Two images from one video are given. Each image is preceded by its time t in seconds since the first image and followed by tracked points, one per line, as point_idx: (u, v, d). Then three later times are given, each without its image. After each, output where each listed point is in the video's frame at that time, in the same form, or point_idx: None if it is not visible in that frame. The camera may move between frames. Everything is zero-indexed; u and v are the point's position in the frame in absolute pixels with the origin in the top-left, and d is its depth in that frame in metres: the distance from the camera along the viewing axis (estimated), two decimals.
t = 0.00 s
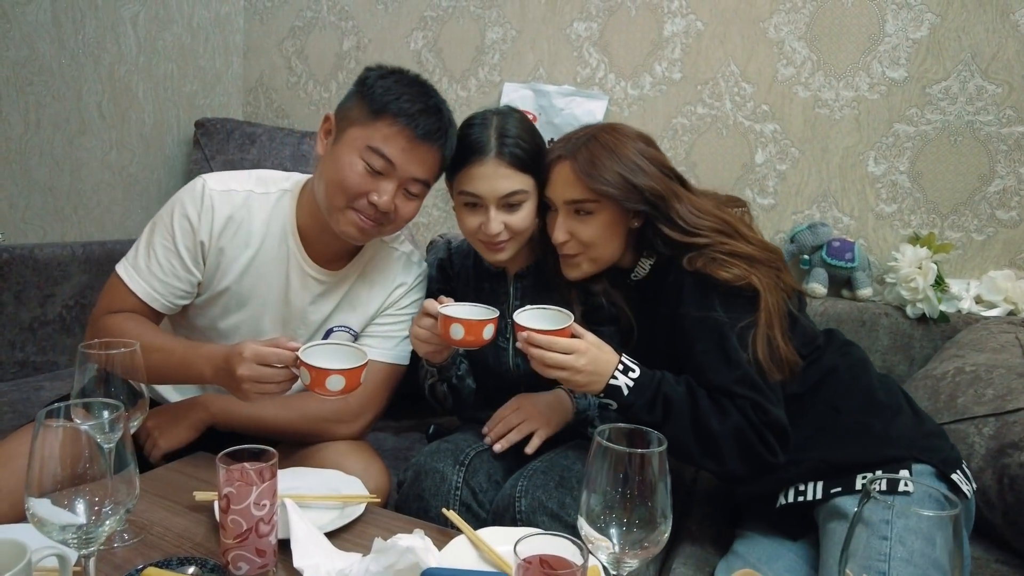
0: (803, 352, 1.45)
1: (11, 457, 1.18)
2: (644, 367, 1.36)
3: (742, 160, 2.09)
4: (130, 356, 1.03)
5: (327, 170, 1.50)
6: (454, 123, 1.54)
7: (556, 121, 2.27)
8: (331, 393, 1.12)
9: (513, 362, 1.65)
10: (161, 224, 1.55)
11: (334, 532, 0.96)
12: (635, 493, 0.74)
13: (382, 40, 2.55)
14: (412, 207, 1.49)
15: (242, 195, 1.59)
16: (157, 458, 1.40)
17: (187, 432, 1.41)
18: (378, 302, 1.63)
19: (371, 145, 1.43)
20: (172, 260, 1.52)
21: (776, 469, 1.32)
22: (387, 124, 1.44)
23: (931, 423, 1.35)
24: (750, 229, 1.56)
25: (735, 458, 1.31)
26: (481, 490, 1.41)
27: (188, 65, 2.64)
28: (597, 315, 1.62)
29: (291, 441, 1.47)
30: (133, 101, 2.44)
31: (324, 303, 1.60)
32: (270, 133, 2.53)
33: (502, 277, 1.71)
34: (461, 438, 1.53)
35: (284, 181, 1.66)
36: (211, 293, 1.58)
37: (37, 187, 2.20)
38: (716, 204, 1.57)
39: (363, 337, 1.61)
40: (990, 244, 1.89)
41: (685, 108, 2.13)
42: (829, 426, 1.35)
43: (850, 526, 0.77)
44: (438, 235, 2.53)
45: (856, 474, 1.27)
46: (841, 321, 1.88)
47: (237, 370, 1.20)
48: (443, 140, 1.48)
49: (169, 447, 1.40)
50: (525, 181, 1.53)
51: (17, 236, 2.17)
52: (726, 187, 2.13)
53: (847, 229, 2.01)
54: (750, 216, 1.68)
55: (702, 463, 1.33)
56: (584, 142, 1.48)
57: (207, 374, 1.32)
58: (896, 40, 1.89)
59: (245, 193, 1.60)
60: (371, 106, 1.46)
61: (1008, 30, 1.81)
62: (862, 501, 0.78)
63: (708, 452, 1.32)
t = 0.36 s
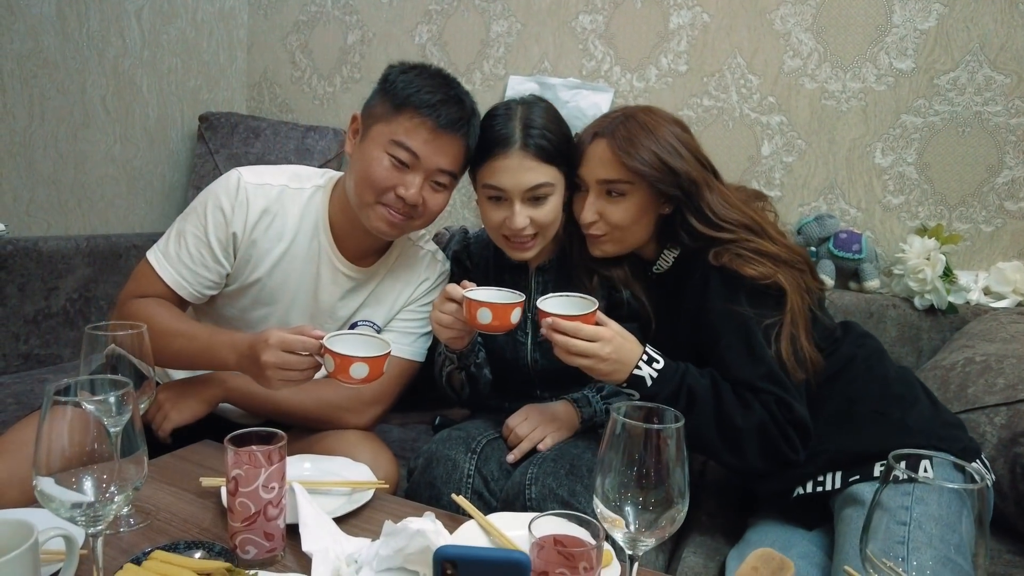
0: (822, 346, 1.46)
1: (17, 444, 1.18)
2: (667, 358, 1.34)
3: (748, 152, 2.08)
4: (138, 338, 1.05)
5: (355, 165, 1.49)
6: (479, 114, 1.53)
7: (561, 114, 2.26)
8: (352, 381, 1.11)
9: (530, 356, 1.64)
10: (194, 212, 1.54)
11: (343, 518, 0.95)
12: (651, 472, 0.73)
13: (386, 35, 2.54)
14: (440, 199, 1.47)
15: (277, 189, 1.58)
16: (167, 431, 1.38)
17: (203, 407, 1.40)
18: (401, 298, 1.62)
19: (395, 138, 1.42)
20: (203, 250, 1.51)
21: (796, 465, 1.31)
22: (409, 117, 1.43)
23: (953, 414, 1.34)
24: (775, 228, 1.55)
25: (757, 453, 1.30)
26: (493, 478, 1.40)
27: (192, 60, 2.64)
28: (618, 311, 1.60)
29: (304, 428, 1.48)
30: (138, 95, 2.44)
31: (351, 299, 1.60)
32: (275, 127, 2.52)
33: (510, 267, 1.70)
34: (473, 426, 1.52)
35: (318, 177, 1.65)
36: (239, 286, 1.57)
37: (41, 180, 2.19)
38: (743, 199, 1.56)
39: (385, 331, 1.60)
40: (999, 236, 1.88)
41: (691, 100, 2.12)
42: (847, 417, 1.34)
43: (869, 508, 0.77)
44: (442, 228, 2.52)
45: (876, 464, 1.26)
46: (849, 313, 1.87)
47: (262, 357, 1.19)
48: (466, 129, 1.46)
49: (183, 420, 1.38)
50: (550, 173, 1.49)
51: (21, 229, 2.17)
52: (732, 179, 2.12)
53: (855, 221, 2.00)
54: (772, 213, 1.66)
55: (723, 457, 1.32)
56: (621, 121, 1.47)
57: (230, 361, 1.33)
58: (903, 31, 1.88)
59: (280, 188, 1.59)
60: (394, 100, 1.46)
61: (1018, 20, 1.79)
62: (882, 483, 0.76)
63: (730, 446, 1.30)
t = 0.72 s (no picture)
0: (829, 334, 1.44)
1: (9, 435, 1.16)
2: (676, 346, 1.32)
3: (751, 143, 2.07)
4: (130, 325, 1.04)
5: (348, 154, 1.48)
6: (473, 99, 1.51)
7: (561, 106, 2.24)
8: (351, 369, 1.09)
9: (533, 348, 1.63)
10: (188, 205, 1.52)
11: (339, 508, 0.94)
12: (652, 458, 0.71)
13: (385, 27, 2.52)
14: (435, 186, 1.46)
15: (271, 180, 1.56)
16: (160, 424, 1.36)
17: (196, 399, 1.39)
18: (399, 288, 1.61)
19: (387, 125, 1.41)
20: (198, 243, 1.49)
21: (804, 456, 1.29)
22: (400, 103, 1.42)
23: (961, 406, 1.32)
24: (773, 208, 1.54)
25: (766, 443, 1.29)
26: (492, 468, 1.39)
27: (190, 53, 2.62)
28: (624, 300, 1.58)
29: (300, 420, 1.46)
30: (135, 88, 2.42)
31: (349, 291, 1.58)
32: (273, 119, 2.50)
33: (510, 258, 1.68)
34: (472, 417, 1.51)
35: (312, 167, 1.63)
36: (235, 278, 1.55)
37: (38, 173, 2.18)
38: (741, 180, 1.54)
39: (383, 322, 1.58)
40: (1004, 227, 1.86)
41: (693, 91, 2.10)
42: (856, 406, 1.33)
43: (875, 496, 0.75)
44: (441, 221, 2.50)
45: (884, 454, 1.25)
46: (852, 305, 1.85)
47: (258, 347, 1.17)
48: (459, 114, 1.45)
49: (176, 412, 1.36)
50: (551, 169, 1.47)
51: (18, 221, 2.15)
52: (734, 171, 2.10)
53: (858, 213, 1.98)
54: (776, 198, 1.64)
55: (731, 446, 1.30)
56: (621, 106, 1.44)
57: (226, 352, 1.31)
58: (908, 20, 1.86)
59: (274, 178, 1.57)
60: (384, 86, 1.44)
61: None
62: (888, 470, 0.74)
63: (740, 435, 1.29)
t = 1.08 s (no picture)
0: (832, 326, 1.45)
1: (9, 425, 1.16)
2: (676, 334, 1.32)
3: (753, 136, 2.06)
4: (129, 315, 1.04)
5: (341, 143, 1.48)
6: (466, 86, 1.51)
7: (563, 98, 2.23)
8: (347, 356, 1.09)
9: (532, 340, 1.63)
10: (182, 197, 1.52)
11: (338, 497, 0.94)
12: (650, 446, 0.71)
13: (386, 19, 2.52)
14: (429, 174, 1.45)
15: (265, 171, 1.56)
16: (161, 417, 1.36)
17: (194, 391, 1.38)
18: (397, 279, 1.61)
19: (378, 113, 1.41)
20: (192, 235, 1.49)
21: (805, 449, 1.29)
22: (391, 91, 1.41)
23: (963, 398, 1.31)
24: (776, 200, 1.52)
25: (765, 435, 1.28)
26: (491, 459, 1.39)
27: (191, 46, 2.62)
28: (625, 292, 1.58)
29: (298, 411, 1.46)
30: (136, 80, 2.42)
31: (345, 282, 1.58)
32: (274, 113, 2.50)
33: (510, 250, 1.68)
34: (471, 408, 1.51)
35: (306, 158, 1.63)
36: (231, 269, 1.55)
37: (39, 166, 2.18)
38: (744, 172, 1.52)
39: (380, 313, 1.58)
40: (1008, 220, 1.85)
41: (695, 83, 2.09)
42: (857, 400, 1.32)
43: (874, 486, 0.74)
44: (442, 214, 2.50)
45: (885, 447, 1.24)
46: (854, 298, 1.85)
47: (252, 338, 1.17)
48: (451, 100, 1.44)
49: (177, 404, 1.36)
50: (548, 155, 1.47)
51: (19, 214, 2.15)
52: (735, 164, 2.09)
53: (860, 205, 1.97)
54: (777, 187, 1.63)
55: (731, 437, 1.30)
56: (619, 99, 1.42)
57: (221, 344, 1.30)
58: (912, 11, 1.84)
59: (269, 169, 1.57)
60: (375, 73, 1.43)
61: None
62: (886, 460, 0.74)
63: (739, 426, 1.29)
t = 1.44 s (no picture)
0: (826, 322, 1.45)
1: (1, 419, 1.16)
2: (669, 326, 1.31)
3: (750, 132, 2.05)
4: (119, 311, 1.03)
5: (326, 136, 1.48)
6: (449, 73, 1.49)
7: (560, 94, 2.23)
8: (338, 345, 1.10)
9: (526, 336, 1.62)
10: (170, 193, 1.52)
11: (330, 491, 0.94)
12: (637, 439, 0.71)
13: (383, 14, 2.51)
14: (415, 165, 1.45)
15: (253, 164, 1.56)
16: (155, 414, 1.36)
17: (186, 385, 1.38)
18: (388, 273, 1.61)
19: (361, 106, 1.41)
20: (180, 230, 1.49)
21: (796, 445, 1.29)
22: (372, 81, 1.41)
23: (957, 394, 1.31)
24: (770, 194, 1.52)
25: (755, 427, 1.28)
26: (484, 454, 1.39)
27: (188, 41, 2.61)
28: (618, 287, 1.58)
29: (291, 405, 1.46)
30: (132, 75, 2.41)
31: (335, 276, 1.59)
32: (270, 108, 2.49)
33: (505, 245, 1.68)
34: (465, 403, 1.51)
35: (294, 150, 1.63)
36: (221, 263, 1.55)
37: (34, 161, 2.17)
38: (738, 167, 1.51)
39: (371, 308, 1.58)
40: (1005, 216, 1.84)
41: (692, 79, 2.09)
42: (850, 395, 1.32)
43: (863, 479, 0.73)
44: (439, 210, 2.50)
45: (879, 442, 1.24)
46: (851, 294, 1.84)
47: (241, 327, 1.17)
48: (435, 88, 1.43)
49: (170, 401, 1.36)
50: (540, 149, 1.47)
51: (14, 209, 2.15)
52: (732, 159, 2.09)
53: (857, 201, 1.97)
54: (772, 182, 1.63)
55: (720, 428, 1.30)
56: (612, 94, 1.42)
57: (210, 336, 1.31)
58: (909, 6, 1.84)
59: (256, 162, 1.56)
60: (356, 64, 1.43)
61: None
62: (875, 453, 0.73)
63: (729, 417, 1.29)
